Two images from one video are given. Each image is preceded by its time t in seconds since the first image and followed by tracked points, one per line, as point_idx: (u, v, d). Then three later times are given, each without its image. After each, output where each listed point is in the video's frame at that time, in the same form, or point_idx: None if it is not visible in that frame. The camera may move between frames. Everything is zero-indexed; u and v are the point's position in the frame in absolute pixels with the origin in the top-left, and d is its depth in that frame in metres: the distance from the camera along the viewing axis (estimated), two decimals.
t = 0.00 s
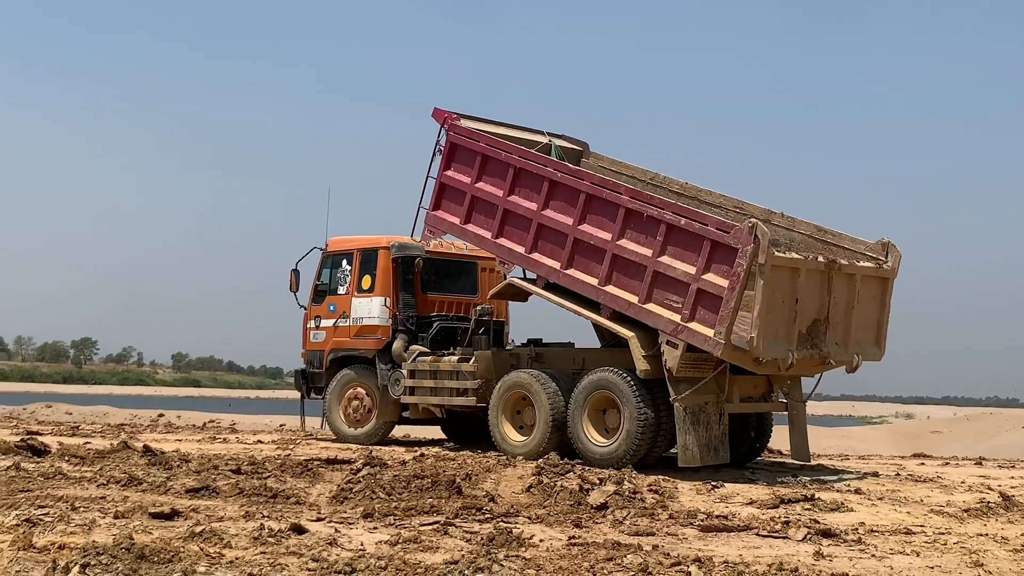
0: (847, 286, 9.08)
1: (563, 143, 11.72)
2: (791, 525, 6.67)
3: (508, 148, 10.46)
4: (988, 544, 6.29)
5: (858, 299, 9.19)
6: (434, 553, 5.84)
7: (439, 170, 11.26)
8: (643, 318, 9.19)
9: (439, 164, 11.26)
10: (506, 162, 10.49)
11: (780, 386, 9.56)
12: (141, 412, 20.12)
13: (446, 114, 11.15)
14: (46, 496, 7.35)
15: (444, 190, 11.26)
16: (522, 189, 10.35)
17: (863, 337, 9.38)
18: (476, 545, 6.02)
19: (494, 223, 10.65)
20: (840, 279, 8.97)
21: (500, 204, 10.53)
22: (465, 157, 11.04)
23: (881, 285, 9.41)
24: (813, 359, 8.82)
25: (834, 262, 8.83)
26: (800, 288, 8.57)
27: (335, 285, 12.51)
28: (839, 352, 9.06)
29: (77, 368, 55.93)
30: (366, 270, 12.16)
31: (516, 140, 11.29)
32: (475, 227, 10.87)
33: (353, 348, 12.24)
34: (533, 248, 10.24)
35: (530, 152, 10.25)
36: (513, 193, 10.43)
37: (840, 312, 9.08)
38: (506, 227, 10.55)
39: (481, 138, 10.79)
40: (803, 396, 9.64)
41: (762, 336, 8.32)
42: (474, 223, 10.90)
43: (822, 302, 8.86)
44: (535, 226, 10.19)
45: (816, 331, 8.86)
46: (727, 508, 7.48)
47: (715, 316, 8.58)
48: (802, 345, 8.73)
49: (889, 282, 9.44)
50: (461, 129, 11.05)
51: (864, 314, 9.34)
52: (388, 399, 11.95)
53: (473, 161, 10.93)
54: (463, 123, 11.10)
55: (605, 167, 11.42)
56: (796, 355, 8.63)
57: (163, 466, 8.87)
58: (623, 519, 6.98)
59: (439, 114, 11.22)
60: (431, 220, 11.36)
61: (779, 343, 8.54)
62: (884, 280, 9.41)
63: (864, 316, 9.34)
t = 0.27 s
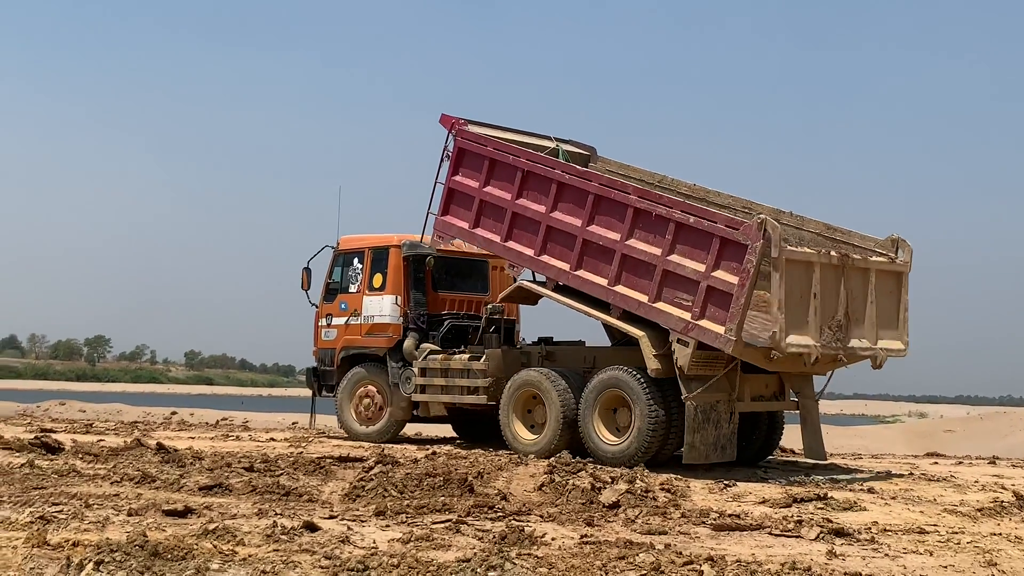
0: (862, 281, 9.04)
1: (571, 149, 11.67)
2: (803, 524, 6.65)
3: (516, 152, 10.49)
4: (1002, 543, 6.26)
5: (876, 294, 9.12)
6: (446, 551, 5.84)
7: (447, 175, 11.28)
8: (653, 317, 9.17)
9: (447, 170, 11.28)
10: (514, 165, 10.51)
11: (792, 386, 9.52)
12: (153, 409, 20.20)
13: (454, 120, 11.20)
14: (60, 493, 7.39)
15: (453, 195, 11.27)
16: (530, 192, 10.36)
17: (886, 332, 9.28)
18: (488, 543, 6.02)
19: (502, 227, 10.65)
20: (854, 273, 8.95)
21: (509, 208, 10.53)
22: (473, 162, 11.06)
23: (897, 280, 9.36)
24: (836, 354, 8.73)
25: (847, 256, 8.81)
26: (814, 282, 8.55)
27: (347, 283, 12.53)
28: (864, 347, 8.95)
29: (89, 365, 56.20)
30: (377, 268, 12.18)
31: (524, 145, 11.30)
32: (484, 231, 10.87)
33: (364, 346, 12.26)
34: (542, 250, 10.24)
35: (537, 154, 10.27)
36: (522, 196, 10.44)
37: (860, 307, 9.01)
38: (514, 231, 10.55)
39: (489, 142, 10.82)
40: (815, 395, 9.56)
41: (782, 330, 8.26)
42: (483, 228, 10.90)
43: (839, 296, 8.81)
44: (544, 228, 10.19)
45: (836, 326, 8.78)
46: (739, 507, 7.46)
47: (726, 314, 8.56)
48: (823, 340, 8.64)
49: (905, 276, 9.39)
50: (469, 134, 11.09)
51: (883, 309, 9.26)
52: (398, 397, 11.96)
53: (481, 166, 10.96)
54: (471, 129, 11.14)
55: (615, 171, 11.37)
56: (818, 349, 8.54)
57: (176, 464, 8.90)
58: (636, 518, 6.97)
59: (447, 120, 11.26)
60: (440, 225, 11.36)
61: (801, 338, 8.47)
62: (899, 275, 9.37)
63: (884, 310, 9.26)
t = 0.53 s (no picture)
0: (876, 277, 9.00)
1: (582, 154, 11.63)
2: (819, 524, 6.62)
3: (527, 155, 10.50)
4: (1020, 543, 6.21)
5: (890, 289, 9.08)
6: (461, 549, 5.84)
7: (458, 181, 11.30)
8: (666, 316, 9.15)
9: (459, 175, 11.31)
10: (525, 169, 10.53)
11: (806, 384, 9.49)
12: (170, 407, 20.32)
13: (464, 126, 11.24)
14: (78, 491, 7.43)
15: (464, 201, 11.28)
16: (541, 195, 10.37)
17: (903, 327, 9.22)
18: (503, 542, 6.01)
19: (514, 230, 10.65)
20: (868, 269, 8.91)
21: (521, 211, 10.54)
22: (483, 167, 11.08)
23: (911, 276, 9.31)
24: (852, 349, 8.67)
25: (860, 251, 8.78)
26: (829, 278, 8.51)
27: (361, 282, 12.56)
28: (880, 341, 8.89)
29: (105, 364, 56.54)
30: (391, 267, 12.20)
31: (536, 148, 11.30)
32: (496, 235, 10.88)
33: (378, 344, 12.28)
34: (554, 252, 10.23)
35: (548, 157, 10.29)
36: (533, 200, 10.45)
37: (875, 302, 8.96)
38: (526, 234, 10.55)
39: (499, 147, 10.84)
40: (830, 393, 9.54)
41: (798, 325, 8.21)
42: (495, 232, 10.90)
43: (853, 291, 8.77)
44: (556, 230, 10.19)
45: (852, 322, 8.73)
46: (755, 506, 7.43)
47: (739, 311, 8.53)
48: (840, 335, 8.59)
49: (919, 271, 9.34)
50: (479, 139, 11.12)
51: (898, 305, 9.21)
52: (412, 395, 11.99)
53: (491, 170, 10.98)
54: (482, 134, 11.17)
55: (626, 175, 11.32)
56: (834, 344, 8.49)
57: (193, 462, 8.94)
58: (651, 517, 6.96)
59: (457, 126, 11.30)
60: (453, 230, 11.36)
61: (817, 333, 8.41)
62: (913, 271, 9.32)
63: (899, 306, 9.21)
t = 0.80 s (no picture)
0: (885, 275, 8.98)
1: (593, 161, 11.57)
2: (839, 525, 6.59)
3: (538, 161, 10.51)
4: None
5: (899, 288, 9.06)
6: (480, 549, 5.84)
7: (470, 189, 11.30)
8: (680, 317, 9.12)
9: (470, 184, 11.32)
10: (537, 175, 10.54)
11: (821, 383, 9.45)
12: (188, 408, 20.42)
13: (474, 134, 11.25)
14: (99, 491, 7.47)
15: (476, 210, 11.28)
16: (553, 201, 10.37)
17: (910, 326, 9.21)
18: (521, 543, 6.01)
19: (527, 237, 10.65)
20: (877, 267, 8.88)
21: (533, 217, 10.53)
22: (495, 175, 11.09)
23: (921, 274, 9.29)
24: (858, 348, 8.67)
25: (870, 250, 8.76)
26: (838, 276, 8.49)
27: (376, 282, 12.58)
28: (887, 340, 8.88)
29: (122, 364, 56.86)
30: (406, 267, 12.22)
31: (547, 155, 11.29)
32: (509, 241, 10.87)
33: (393, 345, 12.30)
34: (567, 255, 10.22)
35: (559, 163, 10.30)
36: (545, 205, 10.45)
37: (883, 301, 8.95)
38: (539, 239, 10.54)
39: (510, 154, 10.86)
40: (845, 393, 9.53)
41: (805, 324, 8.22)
42: (508, 239, 10.90)
43: (862, 290, 8.76)
44: (568, 235, 10.18)
45: (860, 321, 8.72)
46: (774, 507, 7.41)
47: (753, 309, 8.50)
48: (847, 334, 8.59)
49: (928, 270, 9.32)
50: (490, 147, 11.14)
51: (906, 304, 9.19)
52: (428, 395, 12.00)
53: (503, 178, 10.99)
54: (493, 142, 11.19)
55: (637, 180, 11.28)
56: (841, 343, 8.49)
57: (212, 462, 8.98)
58: (670, 517, 6.95)
59: (468, 135, 11.32)
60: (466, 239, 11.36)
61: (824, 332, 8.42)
62: (923, 269, 9.29)
63: (907, 305, 9.20)
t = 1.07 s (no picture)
0: (886, 275, 8.96)
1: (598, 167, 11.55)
2: (852, 525, 6.57)
3: (544, 166, 10.52)
4: None
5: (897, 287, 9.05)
6: (493, 551, 5.84)
7: (476, 196, 11.31)
8: (688, 318, 9.10)
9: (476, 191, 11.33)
10: (542, 180, 10.55)
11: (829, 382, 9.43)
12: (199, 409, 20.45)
13: (479, 142, 11.25)
14: (111, 493, 7.48)
15: (483, 217, 11.28)
16: (559, 206, 10.38)
17: (904, 325, 9.23)
18: (534, 544, 6.00)
19: (533, 242, 10.64)
20: (878, 266, 8.87)
21: (539, 222, 10.53)
22: (500, 181, 11.11)
23: (921, 274, 9.27)
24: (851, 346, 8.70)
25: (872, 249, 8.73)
26: (838, 276, 8.48)
27: (384, 284, 12.59)
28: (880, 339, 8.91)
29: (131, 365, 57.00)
30: (415, 268, 12.23)
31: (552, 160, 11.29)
32: (515, 247, 10.87)
33: (402, 345, 12.30)
34: (574, 259, 10.21)
35: (564, 168, 10.31)
36: (552, 210, 10.45)
37: (880, 300, 8.95)
38: (545, 244, 10.53)
39: (515, 160, 10.88)
40: (854, 392, 9.51)
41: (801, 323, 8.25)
42: (514, 245, 10.90)
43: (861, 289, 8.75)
44: (575, 239, 10.18)
45: (855, 319, 8.73)
46: (786, 508, 7.39)
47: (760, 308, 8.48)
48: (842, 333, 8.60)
49: (929, 270, 9.30)
50: (495, 154, 11.16)
51: (905, 303, 9.19)
52: (437, 395, 12.01)
53: (508, 184, 11.00)
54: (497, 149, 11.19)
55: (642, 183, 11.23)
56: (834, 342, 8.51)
57: (224, 464, 8.99)
58: (683, 518, 6.94)
59: (472, 143, 11.34)
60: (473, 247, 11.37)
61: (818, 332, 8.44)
62: (924, 268, 9.27)
63: (906, 303, 9.19)
